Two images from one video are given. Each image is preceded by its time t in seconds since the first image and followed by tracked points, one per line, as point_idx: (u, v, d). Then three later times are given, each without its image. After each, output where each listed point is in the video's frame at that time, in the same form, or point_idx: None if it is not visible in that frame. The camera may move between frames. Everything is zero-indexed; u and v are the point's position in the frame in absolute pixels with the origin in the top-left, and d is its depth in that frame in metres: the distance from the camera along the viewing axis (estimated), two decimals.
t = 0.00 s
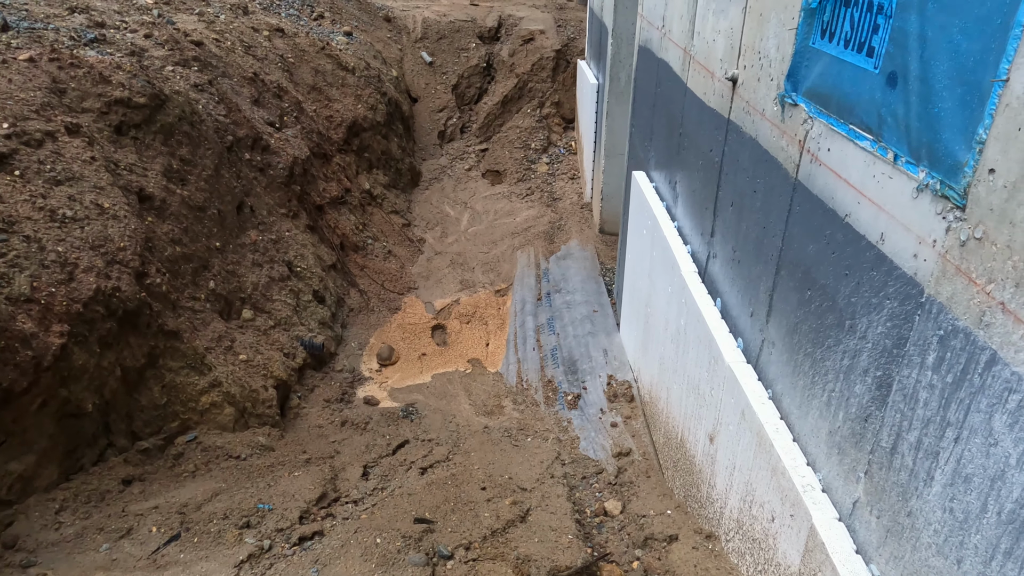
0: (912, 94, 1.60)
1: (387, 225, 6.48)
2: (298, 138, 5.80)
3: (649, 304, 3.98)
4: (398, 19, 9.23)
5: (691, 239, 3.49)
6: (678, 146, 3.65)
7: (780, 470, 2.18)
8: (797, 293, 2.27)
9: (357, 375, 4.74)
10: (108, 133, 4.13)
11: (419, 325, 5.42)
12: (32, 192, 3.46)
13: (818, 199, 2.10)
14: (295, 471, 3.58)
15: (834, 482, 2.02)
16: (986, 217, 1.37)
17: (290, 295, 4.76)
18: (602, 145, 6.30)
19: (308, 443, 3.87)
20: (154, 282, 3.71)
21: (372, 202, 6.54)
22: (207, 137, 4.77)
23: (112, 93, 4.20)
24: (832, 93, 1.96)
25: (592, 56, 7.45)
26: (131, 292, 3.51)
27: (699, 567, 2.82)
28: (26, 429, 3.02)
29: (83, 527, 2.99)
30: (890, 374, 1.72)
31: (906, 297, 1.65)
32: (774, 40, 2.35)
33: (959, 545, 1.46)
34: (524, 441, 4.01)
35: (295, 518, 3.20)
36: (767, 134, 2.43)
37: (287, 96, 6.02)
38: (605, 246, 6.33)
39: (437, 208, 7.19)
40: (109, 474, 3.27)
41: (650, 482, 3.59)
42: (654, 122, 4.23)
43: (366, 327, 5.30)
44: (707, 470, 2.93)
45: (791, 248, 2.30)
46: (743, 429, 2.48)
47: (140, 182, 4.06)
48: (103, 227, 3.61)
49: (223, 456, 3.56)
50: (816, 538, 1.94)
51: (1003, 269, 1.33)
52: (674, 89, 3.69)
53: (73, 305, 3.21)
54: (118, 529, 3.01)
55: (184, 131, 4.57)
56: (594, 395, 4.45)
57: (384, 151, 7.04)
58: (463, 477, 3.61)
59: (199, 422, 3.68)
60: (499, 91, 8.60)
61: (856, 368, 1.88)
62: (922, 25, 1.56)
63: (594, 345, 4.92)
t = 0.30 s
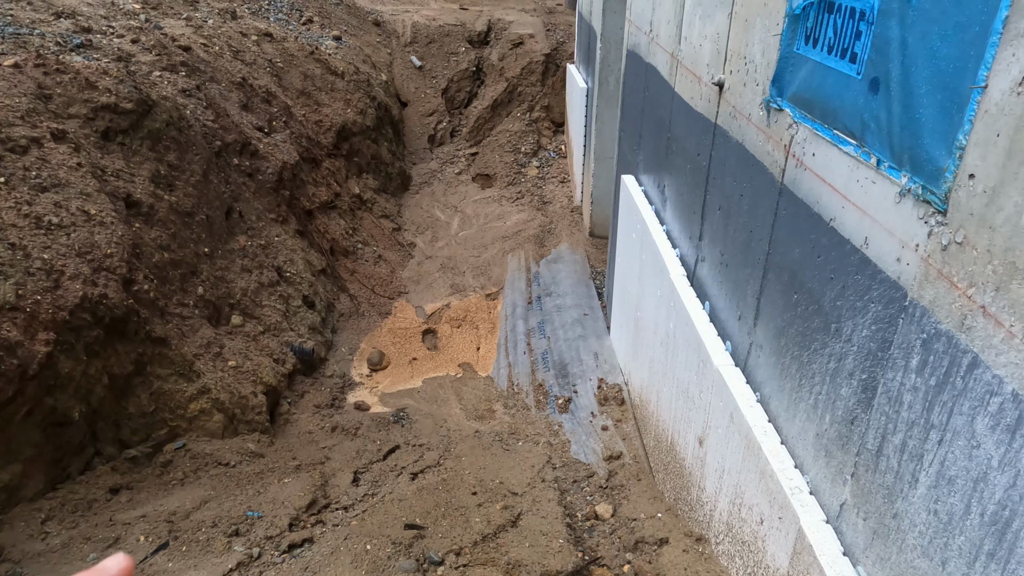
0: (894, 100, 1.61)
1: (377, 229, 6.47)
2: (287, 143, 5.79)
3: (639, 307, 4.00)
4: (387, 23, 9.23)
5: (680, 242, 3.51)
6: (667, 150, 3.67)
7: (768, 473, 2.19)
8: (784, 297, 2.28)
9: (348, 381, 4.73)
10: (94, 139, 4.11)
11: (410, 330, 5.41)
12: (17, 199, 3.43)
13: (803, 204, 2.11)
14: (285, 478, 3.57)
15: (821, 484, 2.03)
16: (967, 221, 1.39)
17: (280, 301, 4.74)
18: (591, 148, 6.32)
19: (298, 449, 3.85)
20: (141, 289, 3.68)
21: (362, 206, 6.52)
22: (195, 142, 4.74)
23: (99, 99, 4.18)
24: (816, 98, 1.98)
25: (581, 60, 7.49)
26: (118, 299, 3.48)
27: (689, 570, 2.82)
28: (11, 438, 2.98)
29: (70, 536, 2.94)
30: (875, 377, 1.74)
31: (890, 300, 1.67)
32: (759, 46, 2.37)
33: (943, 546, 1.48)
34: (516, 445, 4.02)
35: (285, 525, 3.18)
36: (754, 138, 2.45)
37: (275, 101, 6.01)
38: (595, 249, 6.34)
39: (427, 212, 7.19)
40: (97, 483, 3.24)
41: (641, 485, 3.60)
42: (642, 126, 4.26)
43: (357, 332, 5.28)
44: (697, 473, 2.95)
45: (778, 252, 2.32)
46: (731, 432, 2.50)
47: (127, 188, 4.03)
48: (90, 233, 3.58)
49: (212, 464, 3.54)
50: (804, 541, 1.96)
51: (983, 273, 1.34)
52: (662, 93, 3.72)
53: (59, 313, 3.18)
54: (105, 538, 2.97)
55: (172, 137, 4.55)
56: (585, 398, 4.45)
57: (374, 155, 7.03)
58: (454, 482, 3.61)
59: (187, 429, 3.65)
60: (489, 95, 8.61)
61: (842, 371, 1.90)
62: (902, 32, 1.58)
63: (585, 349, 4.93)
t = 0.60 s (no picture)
0: (885, 104, 1.62)
1: (371, 233, 6.47)
2: (281, 146, 5.78)
3: (634, 309, 4.01)
4: (382, 26, 9.23)
5: (673, 245, 3.52)
6: (660, 153, 3.68)
7: (763, 476, 2.20)
8: (777, 300, 2.29)
9: (342, 385, 4.72)
10: (87, 143, 4.09)
11: (404, 333, 5.41)
12: (9, 204, 3.41)
13: (796, 207, 2.12)
14: (280, 483, 3.56)
15: (815, 487, 2.04)
16: (957, 226, 1.40)
17: (274, 304, 4.73)
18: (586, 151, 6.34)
19: (292, 454, 3.85)
20: (134, 293, 3.67)
21: (356, 209, 6.52)
22: (188, 146, 4.73)
23: (91, 103, 4.16)
24: (808, 102, 1.99)
25: (575, 63, 7.51)
26: (111, 304, 3.46)
27: (684, 573, 2.83)
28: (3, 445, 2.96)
29: (62, 543, 2.90)
30: (867, 380, 1.74)
31: (882, 304, 1.68)
32: (752, 50, 2.38)
33: (936, 549, 1.48)
34: (511, 449, 4.02)
35: (279, 530, 3.17)
36: (747, 142, 2.46)
37: (269, 104, 6.00)
38: (590, 252, 6.35)
39: (422, 215, 7.19)
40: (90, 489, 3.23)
41: (636, 488, 3.60)
42: (636, 129, 4.27)
43: (351, 335, 5.27)
44: (692, 476, 2.95)
45: (771, 255, 2.33)
46: (726, 435, 2.50)
47: (120, 192, 4.02)
48: (82, 238, 3.57)
49: (206, 469, 3.52)
50: (799, 543, 1.96)
51: (974, 277, 1.35)
52: (656, 96, 3.73)
53: (52, 318, 3.17)
54: (98, 545, 2.94)
55: (165, 141, 4.53)
56: (580, 401, 4.46)
57: (368, 158, 7.03)
58: (449, 486, 3.60)
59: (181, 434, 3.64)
60: (484, 98, 8.62)
61: (835, 374, 1.90)
62: (894, 37, 1.59)
63: (580, 351, 4.94)
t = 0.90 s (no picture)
0: (883, 104, 1.62)
1: (369, 233, 6.46)
2: (278, 147, 5.76)
3: (632, 310, 4.01)
4: (379, 27, 9.21)
5: (671, 246, 3.52)
6: (658, 153, 3.68)
7: (761, 476, 2.20)
8: (775, 300, 2.29)
9: (340, 385, 4.71)
10: (84, 144, 4.08)
11: (402, 334, 5.40)
12: (6, 205, 3.40)
13: (794, 208, 2.12)
14: (277, 484, 3.55)
15: (814, 487, 2.04)
16: (956, 225, 1.40)
17: (272, 305, 4.72)
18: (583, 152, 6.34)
19: (290, 455, 3.84)
20: (131, 295, 3.66)
21: (354, 210, 6.51)
22: (185, 147, 4.72)
23: (88, 103, 4.15)
24: (806, 102, 1.99)
25: (573, 63, 7.51)
26: (108, 305, 3.45)
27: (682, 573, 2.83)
28: None
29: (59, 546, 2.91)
30: (866, 381, 1.74)
31: (880, 304, 1.68)
32: (750, 50, 2.38)
33: (935, 550, 1.48)
34: (509, 449, 4.01)
35: (277, 532, 3.16)
36: (744, 142, 2.46)
37: (266, 105, 5.99)
38: (588, 252, 6.35)
39: (420, 216, 7.18)
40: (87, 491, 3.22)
41: (635, 489, 3.60)
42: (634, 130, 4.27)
43: (349, 336, 5.26)
44: (690, 476, 2.95)
45: (769, 256, 2.33)
46: (724, 435, 2.50)
47: (117, 193, 4.00)
48: (79, 240, 3.55)
49: (203, 470, 3.51)
50: (797, 544, 1.96)
51: (973, 278, 1.35)
52: (654, 97, 3.73)
53: (48, 320, 3.15)
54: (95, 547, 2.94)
55: (162, 142, 4.52)
56: (578, 401, 4.45)
57: (366, 159, 7.02)
58: (447, 487, 3.60)
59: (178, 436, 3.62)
60: (481, 98, 8.62)
61: (834, 374, 1.90)
62: (891, 38, 1.59)
63: (578, 352, 4.94)
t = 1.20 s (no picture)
0: (881, 106, 1.62)
1: (369, 234, 6.46)
2: (278, 148, 5.76)
3: (631, 311, 4.01)
4: (379, 27, 9.22)
5: (670, 246, 3.52)
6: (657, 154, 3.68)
7: (760, 477, 2.20)
8: (774, 301, 2.29)
9: (340, 386, 4.71)
10: (83, 145, 4.08)
11: (402, 335, 5.40)
12: (5, 206, 3.40)
13: (793, 209, 2.12)
14: (276, 485, 3.55)
15: (813, 488, 2.04)
16: (954, 227, 1.40)
17: (271, 306, 4.72)
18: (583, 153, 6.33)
19: (289, 456, 3.83)
20: (130, 295, 3.66)
21: (354, 211, 6.51)
22: (185, 147, 4.72)
23: (87, 104, 4.15)
24: (804, 104, 1.99)
25: (572, 64, 7.50)
26: (107, 306, 3.45)
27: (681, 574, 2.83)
28: None
29: (58, 547, 2.92)
30: (864, 382, 1.74)
31: (878, 305, 1.68)
32: (749, 52, 2.38)
33: (933, 551, 1.48)
34: (508, 450, 4.01)
35: (275, 533, 3.16)
36: (743, 143, 2.46)
37: (266, 106, 5.99)
38: (587, 253, 6.35)
39: (420, 216, 7.18)
40: (86, 492, 3.22)
41: (634, 489, 3.60)
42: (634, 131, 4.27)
43: (348, 337, 5.26)
44: (689, 477, 2.95)
45: (768, 257, 2.33)
46: (723, 436, 2.50)
47: (116, 194, 4.00)
48: (78, 240, 3.55)
49: (202, 471, 3.52)
50: (796, 545, 1.96)
51: (971, 279, 1.35)
52: (653, 97, 3.73)
53: (47, 321, 3.15)
54: (94, 548, 2.95)
55: (161, 142, 4.52)
56: (577, 402, 4.45)
57: (365, 160, 7.02)
58: (446, 488, 3.60)
59: (177, 437, 3.63)
60: (481, 99, 8.62)
61: (832, 375, 1.90)
62: (889, 39, 1.59)
63: (577, 353, 4.93)
